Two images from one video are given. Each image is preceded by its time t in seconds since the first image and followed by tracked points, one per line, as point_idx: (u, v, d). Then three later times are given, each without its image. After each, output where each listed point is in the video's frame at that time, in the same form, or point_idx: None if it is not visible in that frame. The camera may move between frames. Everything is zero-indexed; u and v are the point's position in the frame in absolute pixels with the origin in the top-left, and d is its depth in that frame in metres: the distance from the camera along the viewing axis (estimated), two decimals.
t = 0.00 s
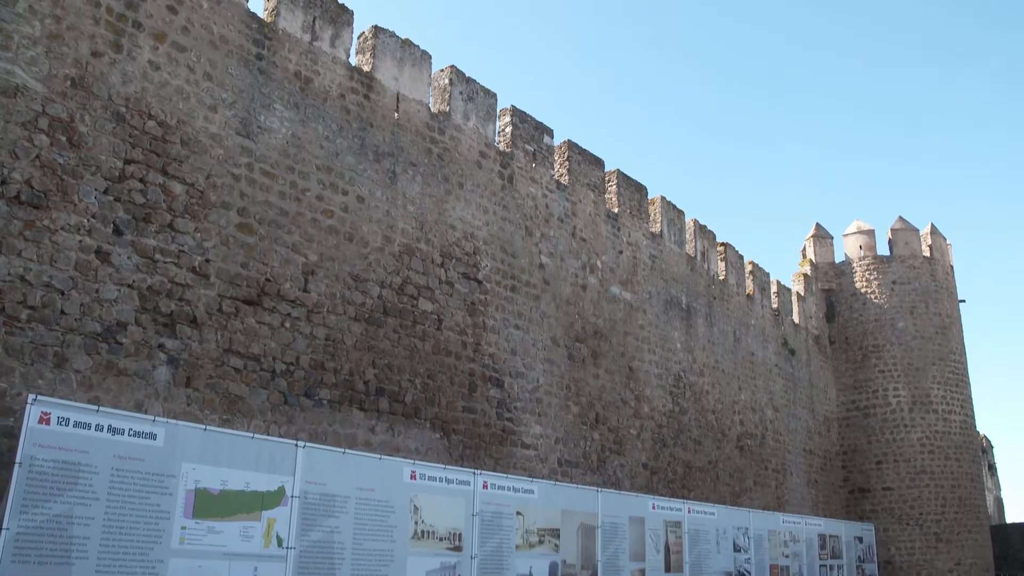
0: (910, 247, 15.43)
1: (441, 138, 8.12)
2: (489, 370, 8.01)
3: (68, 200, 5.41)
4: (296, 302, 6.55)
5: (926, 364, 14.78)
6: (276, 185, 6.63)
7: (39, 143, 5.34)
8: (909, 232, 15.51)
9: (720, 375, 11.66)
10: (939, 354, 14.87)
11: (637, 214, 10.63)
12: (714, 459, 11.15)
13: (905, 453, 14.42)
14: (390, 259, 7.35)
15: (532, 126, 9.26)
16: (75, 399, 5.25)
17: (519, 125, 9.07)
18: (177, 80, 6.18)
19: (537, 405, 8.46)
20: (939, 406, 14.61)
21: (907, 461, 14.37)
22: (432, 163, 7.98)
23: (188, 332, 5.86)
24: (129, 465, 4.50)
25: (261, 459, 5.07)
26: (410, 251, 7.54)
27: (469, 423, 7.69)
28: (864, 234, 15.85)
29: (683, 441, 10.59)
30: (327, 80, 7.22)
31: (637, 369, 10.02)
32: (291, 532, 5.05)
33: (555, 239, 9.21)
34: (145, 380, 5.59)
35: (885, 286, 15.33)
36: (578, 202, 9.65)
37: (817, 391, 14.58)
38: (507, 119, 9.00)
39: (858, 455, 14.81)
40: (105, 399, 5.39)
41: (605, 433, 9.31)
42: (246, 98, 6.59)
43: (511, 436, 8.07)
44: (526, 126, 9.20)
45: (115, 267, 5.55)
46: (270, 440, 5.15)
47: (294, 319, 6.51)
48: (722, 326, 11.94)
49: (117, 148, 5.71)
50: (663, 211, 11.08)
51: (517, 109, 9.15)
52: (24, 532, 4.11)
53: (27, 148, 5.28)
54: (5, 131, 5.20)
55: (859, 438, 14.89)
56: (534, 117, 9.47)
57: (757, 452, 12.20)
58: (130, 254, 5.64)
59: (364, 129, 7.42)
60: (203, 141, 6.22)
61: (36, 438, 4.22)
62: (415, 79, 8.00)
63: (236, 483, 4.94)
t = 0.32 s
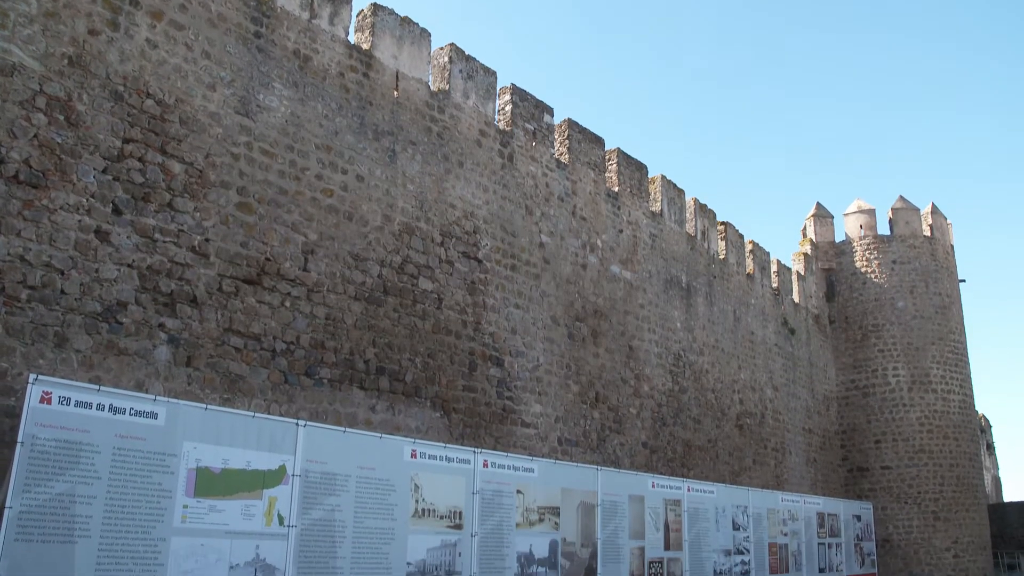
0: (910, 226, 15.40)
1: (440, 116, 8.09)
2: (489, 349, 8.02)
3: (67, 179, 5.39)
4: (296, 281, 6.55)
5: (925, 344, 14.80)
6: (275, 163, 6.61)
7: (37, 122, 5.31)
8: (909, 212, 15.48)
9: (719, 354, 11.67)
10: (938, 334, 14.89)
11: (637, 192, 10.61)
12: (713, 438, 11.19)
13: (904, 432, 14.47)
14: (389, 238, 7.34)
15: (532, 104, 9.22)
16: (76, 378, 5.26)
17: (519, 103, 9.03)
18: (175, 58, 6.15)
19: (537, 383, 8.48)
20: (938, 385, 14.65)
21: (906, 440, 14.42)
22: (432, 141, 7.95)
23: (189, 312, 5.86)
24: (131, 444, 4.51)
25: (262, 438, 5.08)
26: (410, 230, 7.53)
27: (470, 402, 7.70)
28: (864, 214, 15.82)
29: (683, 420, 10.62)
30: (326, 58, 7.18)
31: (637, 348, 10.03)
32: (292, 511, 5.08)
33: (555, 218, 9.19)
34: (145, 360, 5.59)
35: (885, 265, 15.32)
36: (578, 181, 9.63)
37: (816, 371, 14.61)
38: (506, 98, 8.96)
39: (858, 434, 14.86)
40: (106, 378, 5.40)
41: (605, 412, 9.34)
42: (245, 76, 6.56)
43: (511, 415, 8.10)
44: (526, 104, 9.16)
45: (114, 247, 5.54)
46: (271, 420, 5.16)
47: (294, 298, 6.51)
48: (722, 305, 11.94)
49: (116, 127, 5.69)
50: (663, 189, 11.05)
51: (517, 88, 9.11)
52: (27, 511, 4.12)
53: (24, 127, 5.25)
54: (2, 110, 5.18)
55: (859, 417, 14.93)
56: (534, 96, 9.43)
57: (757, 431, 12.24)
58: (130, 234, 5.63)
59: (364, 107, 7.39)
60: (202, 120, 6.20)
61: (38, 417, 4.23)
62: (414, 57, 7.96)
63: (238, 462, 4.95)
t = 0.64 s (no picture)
0: (912, 206, 15.37)
1: (440, 95, 8.05)
2: (489, 328, 8.03)
3: (66, 159, 5.38)
4: (296, 261, 6.55)
5: (925, 323, 14.81)
6: (274, 142, 6.58)
7: (34, 101, 5.29)
8: (911, 191, 15.44)
9: (719, 333, 11.69)
10: (938, 313, 14.90)
11: (638, 171, 10.58)
12: (713, 417, 11.23)
13: (903, 411, 14.51)
14: (389, 217, 7.33)
15: (532, 82, 9.17)
16: (76, 358, 5.27)
17: (519, 82, 8.98)
18: (173, 37, 6.11)
19: (537, 362, 8.49)
20: (938, 364, 14.67)
21: (905, 419, 14.47)
22: (432, 120, 7.92)
23: (189, 292, 5.86)
24: (132, 424, 4.52)
25: (262, 417, 5.09)
26: (410, 209, 7.52)
27: (470, 381, 7.72)
28: (865, 193, 15.78)
29: (683, 399, 10.65)
30: (325, 37, 7.13)
31: (637, 327, 10.04)
32: (293, 490, 5.10)
33: (556, 197, 9.17)
34: (146, 339, 5.59)
35: (886, 245, 15.30)
36: (578, 160, 9.60)
37: (816, 350, 14.64)
38: (506, 76, 8.92)
39: (857, 413, 14.91)
40: (107, 357, 5.41)
41: (605, 391, 9.37)
42: (243, 55, 6.52)
43: (511, 394, 8.12)
44: (526, 83, 9.12)
45: (114, 227, 5.54)
46: (272, 399, 5.17)
47: (294, 278, 6.51)
48: (722, 284, 11.94)
49: (114, 106, 5.66)
50: (664, 168, 11.02)
51: (517, 66, 9.06)
52: (29, 491, 4.14)
53: (22, 106, 5.22)
54: None
55: (858, 395, 14.97)
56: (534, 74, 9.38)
57: (756, 410, 12.28)
58: (129, 213, 5.62)
59: (363, 86, 7.35)
60: (201, 99, 6.17)
61: (39, 397, 4.23)
62: (414, 36, 7.92)
63: (239, 441, 4.97)
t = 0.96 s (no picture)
0: (913, 186, 15.33)
1: (440, 73, 8.01)
2: (489, 307, 8.03)
3: (63, 138, 5.35)
4: (296, 240, 6.54)
5: (925, 303, 14.82)
6: (273, 121, 6.56)
7: (32, 80, 5.26)
8: (912, 171, 15.39)
9: (719, 313, 11.70)
10: (938, 293, 14.90)
11: (638, 150, 10.54)
12: (713, 396, 11.27)
13: (902, 391, 14.54)
14: (389, 197, 7.31)
15: (532, 61, 9.12)
16: (77, 338, 5.27)
17: (519, 60, 8.93)
18: (170, 15, 6.07)
19: (537, 342, 8.50)
20: (937, 345, 14.69)
21: (904, 399, 14.50)
22: (432, 99, 7.89)
23: (188, 271, 5.85)
24: (133, 403, 4.53)
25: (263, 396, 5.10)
26: (410, 188, 7.50)
27: (470, 360, 7.73)
28: (866, 172, 15.73)
29: (682, 378, 10.68)
30: (324, 14, 7.09)
31: (637, 307, 10.05)
32: (294, 469, 5.12)
33: (556, 176, 9.15)
34: (146, 319, 5.59)
35: (886, 225, 15.28)
36: (579, 139, 9.57)
37: (816, 330, 14.66)
38: (506, 54, 8.87)
39: (856, 392, 14.95)
40: (107, 338, 5.41)
41: (605, 370, 9.38)
42: (242, 33, 6.48)
43: (511, 373, 8.14)
44: (526, 61, 9.07)
45: (113, 206, 5.52)
46: (272, 377, 5.18)
47: (294, 257, 6.50)
48: (722, 264, 11.94)
49: (112, 85, 5.63)
50: (664, 147, 10.99)
51: (517, 44, 9.01)
52: (31, 470, 4.15)
53: (19, 86, 5.19)
54: None
55: (857, 375, 15.01)
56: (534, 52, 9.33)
57: (756, 389, 12.31)
58: (128, 193, 5.61)
59: (362, 65, 7.31)
60: (199, 78, 6.13)
61: (39, 377, 4.24)
62: (413, 14, 7.87)
63: (240, 420, 4.98)
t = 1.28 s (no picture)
0: (913, 166, 15.30)
1: (439, 53, 7.97)
2: (490, 288, 8.04)
3: (62, 119, 5.33)
4: (296, 221, 6.53)
5: (925, 285, 14.82)
6: (272, 101, 6.53)
7: (29, 60, 5.22)
8: (913, 151, 15.35)
9: (720, 293, 11.70)
10: (938, 275, 14.90)
11: (639, 131, 10.51)
12: (713, 377, 11.29)
13: (902, 372, 14.57)
14: (389, 177, 7.30)
15: (532, 40, 9.08)
16: (77, 319, 5.26)
17: (519, 40, 8.89)
18: None
19: (537, 323, 8.51)
20: (937, 326, 14.70)
21: (904, 380, 14.53)
22: (431, 79, 7.85)
23: (188, 253, 5.84)
24: (134, 384, 4.53)
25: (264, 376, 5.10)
26: (410, 168, 7.49)
27: (470, 341, 7.74)
28: (867, 153, 15.68)
29: (682, 359, 10.70)
30: None
31: (637, 288, 10.05)
32: (294, 449, 5.13)
33: (556, 156, 9.12)
34: (146, 301, 5.59)
35: (886, 206, 15.26)
36: (579, 119, 9.54)
37: (816, 311, 14.67)
38: (506, 34, 8.82)
39: (856, 373, 14.98)
40: (108, 319, 5.41)
41: (605, 351, 9.40)
42: (240, 13, 6.44)
43: (511, 354, 8.15)
44: (526, 41, 9.02)
45: (112, 187, 5.51)
46: (272, 358, 5.18)
47: (294, 238, 6.49)
48: (722, 245, 11.93)
49: (110, 65, 5.60)
50: (664, 127, 10.96)
51: (517, 24, 8.96)
52: (33, 451, 4.15)
53: (16, 66, 5.16)
54: None
55: (857, 356, 15.03)
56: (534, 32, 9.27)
57: (756, 370, 12.35)
58: (127, 174, 5.59)
59: (361, 44, 7.28)
60: (197, 58, 6.10)
61: (40, 358, 4.23)
62: None
63: (241, 401, 4.98)
